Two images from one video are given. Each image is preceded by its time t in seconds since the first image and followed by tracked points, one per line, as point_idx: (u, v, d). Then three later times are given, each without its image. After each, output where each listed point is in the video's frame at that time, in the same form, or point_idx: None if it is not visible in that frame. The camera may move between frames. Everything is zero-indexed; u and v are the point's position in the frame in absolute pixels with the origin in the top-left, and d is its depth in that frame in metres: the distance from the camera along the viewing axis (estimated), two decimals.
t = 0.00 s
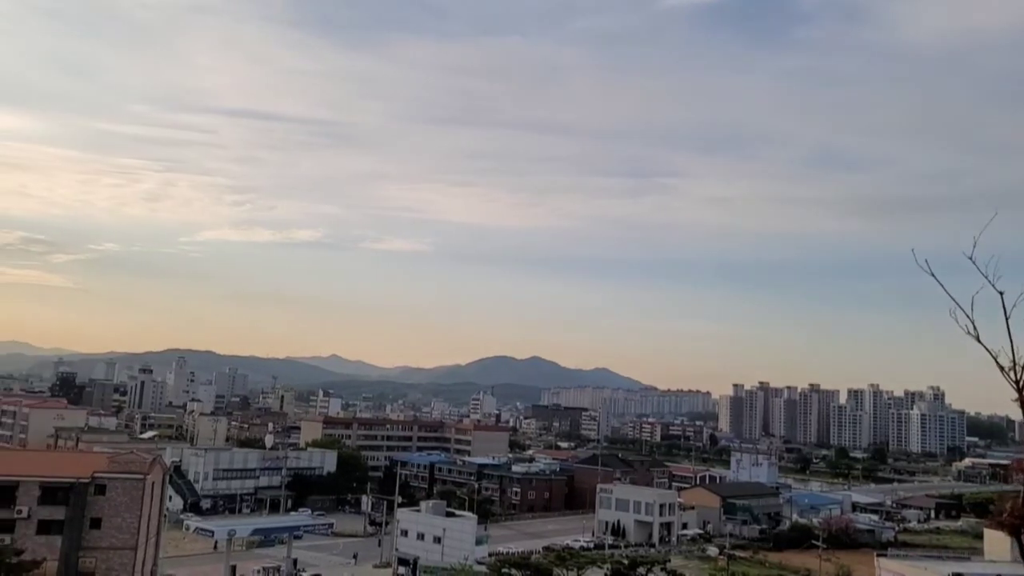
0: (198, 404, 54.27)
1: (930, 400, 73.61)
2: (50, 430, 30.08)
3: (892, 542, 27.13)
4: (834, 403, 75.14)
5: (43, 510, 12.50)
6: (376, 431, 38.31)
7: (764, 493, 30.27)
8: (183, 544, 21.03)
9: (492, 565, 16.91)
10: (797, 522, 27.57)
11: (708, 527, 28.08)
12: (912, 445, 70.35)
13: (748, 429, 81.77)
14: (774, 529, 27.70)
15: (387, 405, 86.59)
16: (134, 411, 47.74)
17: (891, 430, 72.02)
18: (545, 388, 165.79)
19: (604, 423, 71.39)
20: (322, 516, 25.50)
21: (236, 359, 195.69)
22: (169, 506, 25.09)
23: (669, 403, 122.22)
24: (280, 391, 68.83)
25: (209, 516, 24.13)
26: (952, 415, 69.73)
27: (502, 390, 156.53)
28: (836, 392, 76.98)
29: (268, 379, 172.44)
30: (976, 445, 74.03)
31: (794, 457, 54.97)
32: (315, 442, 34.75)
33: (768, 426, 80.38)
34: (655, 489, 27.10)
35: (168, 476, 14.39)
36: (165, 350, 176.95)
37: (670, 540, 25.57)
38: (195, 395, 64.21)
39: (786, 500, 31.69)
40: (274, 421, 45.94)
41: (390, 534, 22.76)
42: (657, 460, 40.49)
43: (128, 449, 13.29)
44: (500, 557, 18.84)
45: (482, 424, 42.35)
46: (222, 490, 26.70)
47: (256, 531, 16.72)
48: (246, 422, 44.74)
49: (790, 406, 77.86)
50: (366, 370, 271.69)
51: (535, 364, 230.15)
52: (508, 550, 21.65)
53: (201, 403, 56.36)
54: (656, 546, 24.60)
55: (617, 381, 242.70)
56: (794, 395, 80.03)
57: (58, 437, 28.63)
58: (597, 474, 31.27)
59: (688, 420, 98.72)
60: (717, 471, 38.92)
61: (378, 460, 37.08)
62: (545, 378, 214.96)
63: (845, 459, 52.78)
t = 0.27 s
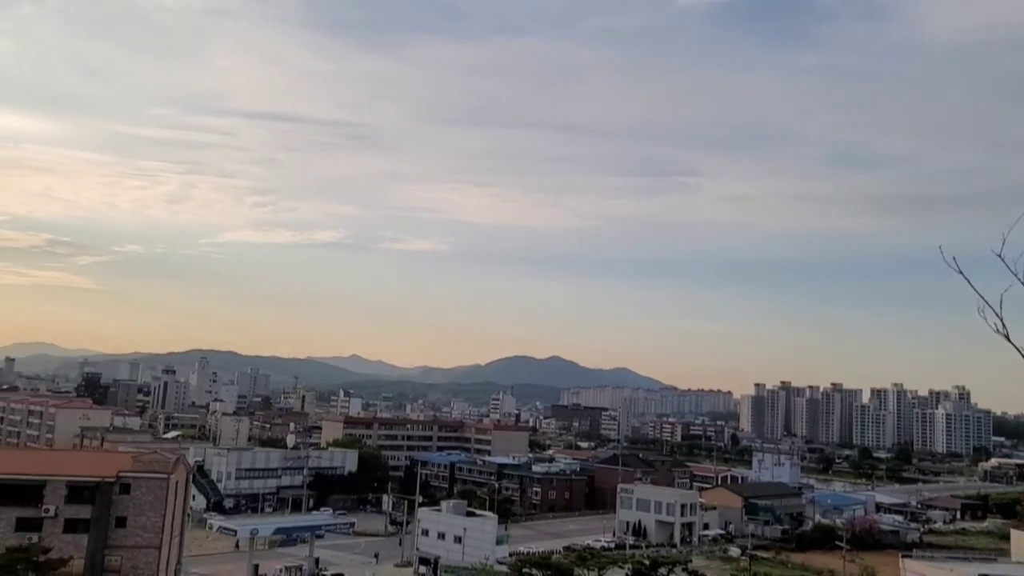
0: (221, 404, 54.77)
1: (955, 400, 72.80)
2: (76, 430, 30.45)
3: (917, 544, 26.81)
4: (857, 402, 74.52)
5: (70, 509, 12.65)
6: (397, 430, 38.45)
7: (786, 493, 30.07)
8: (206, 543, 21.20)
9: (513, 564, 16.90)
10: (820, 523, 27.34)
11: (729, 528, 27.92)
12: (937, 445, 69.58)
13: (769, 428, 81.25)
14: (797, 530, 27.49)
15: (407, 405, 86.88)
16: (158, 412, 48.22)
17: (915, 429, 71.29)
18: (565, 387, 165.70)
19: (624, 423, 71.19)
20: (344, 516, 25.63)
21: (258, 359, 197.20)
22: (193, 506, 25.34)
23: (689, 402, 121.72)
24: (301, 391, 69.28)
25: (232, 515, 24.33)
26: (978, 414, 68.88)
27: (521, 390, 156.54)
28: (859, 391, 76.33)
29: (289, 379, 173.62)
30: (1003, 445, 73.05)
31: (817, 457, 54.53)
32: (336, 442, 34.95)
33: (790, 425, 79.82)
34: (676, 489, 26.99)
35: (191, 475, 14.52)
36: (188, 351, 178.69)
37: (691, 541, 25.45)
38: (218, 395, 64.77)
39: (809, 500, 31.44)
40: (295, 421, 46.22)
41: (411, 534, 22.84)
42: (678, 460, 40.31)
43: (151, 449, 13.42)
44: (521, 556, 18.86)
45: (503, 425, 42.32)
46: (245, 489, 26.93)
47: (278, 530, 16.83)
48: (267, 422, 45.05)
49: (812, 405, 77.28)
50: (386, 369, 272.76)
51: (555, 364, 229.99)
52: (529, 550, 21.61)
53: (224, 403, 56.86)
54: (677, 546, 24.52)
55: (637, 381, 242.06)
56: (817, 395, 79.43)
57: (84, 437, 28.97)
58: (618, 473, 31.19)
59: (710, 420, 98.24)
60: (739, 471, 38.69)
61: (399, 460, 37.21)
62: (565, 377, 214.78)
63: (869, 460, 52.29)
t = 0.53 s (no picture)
0: (250, 404, 55.34)
1: (988, 399, 71.62)
2: (108, 429, 30.92)
3: (950, 545, 26.37)
4: (887, 401, 73.59)
5: (104, 508, 12.84)
6: (423, 430, 38.59)
7: (816, 493, 29.76)
8: (236, 542, 21.42)
9: (541, 564, 16.87)
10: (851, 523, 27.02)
11: (758, 528, 27.68)
12: (970, 445, 68.41)
13: (798, 428, 80.45)
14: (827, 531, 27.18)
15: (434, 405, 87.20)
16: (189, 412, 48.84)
17: (947, 429, 70.20)
18: (591, 387, 165.39)
19: (651, 422, 70.89)
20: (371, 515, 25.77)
21: (285, 360, 198.99)
22: (223, 505, 25.62)
23: (716, 401, 120.92)
24: (329, 391, 69.81)
25: (260, 514, 24.56)
26: (1012, 413, 67.65)
27: (547, 390, 156.43)
28: (890, 391, 75.36)
29: (316, 379, 175.01)
30: None
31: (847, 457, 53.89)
32: (362, 442, 35.20)
33: (819, 425, 78.96)
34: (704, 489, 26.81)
35: (221, 475, 14.69)
36: (217, 351, 180.77)
37: (720, 541, 25.26)
38: (246, 395, 65.44)
39: (839, 501, 31.08)
40: (323, 421, 46.58)
41: (438, 533, 22.93)
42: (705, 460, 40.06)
43: (182, 449, 13.60)
44: (548, 556, 18.85)
45: (528, 424, 42.30)
46: (273, 489, 27.17)
47: (307, 529, 16.97)
48: (295, 422, 45.43)
49: (841, 404, 76.43)
50: (412, 369, 273.88)
51: (581, 363, 229.57)
52: (555, 550, 21.57)
53: (252, 403, 57.45)
54: (705, 546, 24.36)
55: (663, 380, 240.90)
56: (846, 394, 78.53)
57: (116, 437, 29.40)
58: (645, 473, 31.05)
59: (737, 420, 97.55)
60: (767, 471, 38.36)
61: (425, 460, 37.33)
62: (590, 377, 214.29)
63: (900, 459, 51.57)
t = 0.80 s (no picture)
0: (273, 404, 55.88)
1: (1016, 398, 70.61)
2: (134, 429, 31.28)
3: (979, 546, 25.99)
4: (913, 401, 72.79)
5: (131, 506, 12.99)
6: (445, 430, 38.70)
7: (841, 493, 29.48)
8: (260, 541, 21.57)
9: (563, 563, 16.85)
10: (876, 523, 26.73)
11: (782, 528, 27.49)
12: (998, 444, 67.46)
13: (822, 428, 79.75)
14: (853, 531, 26.90)
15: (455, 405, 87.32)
16: (213, 412, 49.31)
17: (975, 429, 69.31)
18: (612, 387, 164.99)
19: (673, 422, 70.60)
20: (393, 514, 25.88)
21: (307, 360, 200.30)
22: (247, 504, 25.83)
23: (739, 401, 120.23)
24: (351, 391, 70.22)
25: (285, 513, 24.74)
26: None
27: (568, 390, 156.21)
28: (916, 390, 74.52)
29: (338, 379, 176.07)
30: None
31: (872, 456, 53.36)
32: (384, 441, 35.39)
33: (844, 425, 78.28)
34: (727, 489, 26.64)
35: (246, 474, 14.82)
36: (240, 352, 182.40)
37: (743, 542, 25.09)
38: (269, 395, 65.98)
39: (864, 501, 30.76)
40: (345, 420, 46.89)
41: (460, 533, 22.98)
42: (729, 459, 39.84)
43: (207, 449, 13.73)
44: (570, 556, 18.81)
45: (550, 424, 42.26)
46: (296, 488, 27.37)
47: (330, 528, 17.05)
48: (318, 422, 45.69)
49: (866, 404, 75.70)
50: (434, 370, 274.48)
51: (602, 362, 229.04)
52: (578, 550, 21.54)
53: (276, 404, 58.12)
54: (728, 547, 24.22)
55: (685, 380, 239.73)
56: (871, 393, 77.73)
57: (142, 437, 29.74)
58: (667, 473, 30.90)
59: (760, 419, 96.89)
60: (791, 470, 38.07)
61: (447, 459, 37.43)
62: (612, 377, 213.72)
63: (926, 459, 50.95)
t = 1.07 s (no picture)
0: (297, 404, 56.30)
1: None
2: (160, 429, 31.64)
3: (1009, 547, 25.59)
4: (940, 400, 71.89)
5: (157, 505, 13.13)
6: (467, 430, 38.78)
7: (866, 493, 29.17)
8: (284, 540, 21.74)
9: (587, 563, 16.82)
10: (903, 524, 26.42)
11: (807, 528, 27.28)
12: None
13: (847, 428, 78.99)
14: (879, 532, 26.60)
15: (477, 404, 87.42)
16: (237, 412, 49.73)
17: (1004, 428, 68.30)
18: (635, 387, 164.43)
19: (695, 421, 70.25)
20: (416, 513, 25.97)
21: (330, 360, 201.50)
22: (271, 503, 26.03)
23: (763, 400, 119.36)
24: (373, 391, 70.59)
25: (308, 512, 24.89)
26: None
27: (590, 389, 155.82)
28: (943, 389, 73.56)
29: (361, 379, 176.98)
30: None
31: (898, 456, 52.78)
32: (407, 441, 35.55)
33: (869, 424, 77.48)
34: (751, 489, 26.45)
35: (270, 474, 14.94)
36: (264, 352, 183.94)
37: (767, 542, 24.91)
38: (293, 395, 66.47)
39: (891, 501, 30.40)
40: (368, 420, 47.13)
41: (482, 532, 23.02)
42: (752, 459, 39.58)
43: (232, 449, 13.86)
44: (593, 556, 18.77)
45: (572, 424, 42.20)
46: (320, 487, 27.56)
47: (353, 527, 17.14)
48: (341, 421, 45.93)
49: (892, 403, 74.85)
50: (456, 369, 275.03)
51: (624, 362, 228.38)
52: (601, 550, 21.51)
53: (300, 404, 58.62)
54: (752, 547, 24.05)
55: (707, 379, 238.45)
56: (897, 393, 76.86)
57: (168, 436, 30.07)
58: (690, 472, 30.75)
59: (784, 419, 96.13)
60: (815, 470, 37.75)
61: (469, 458, 37.51)
62: (633, 376, 213.07)
63: (954, 459, 50.30)
